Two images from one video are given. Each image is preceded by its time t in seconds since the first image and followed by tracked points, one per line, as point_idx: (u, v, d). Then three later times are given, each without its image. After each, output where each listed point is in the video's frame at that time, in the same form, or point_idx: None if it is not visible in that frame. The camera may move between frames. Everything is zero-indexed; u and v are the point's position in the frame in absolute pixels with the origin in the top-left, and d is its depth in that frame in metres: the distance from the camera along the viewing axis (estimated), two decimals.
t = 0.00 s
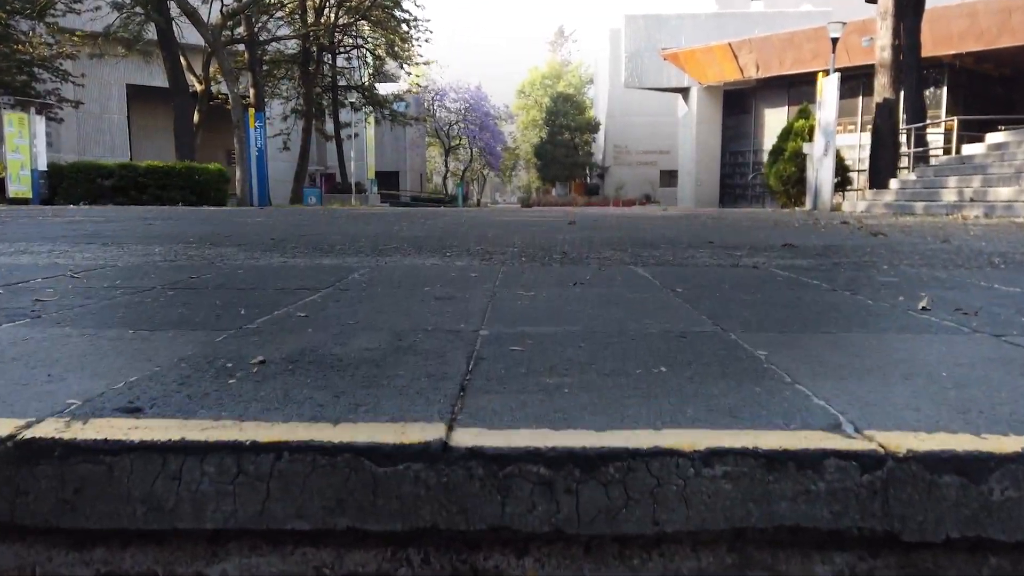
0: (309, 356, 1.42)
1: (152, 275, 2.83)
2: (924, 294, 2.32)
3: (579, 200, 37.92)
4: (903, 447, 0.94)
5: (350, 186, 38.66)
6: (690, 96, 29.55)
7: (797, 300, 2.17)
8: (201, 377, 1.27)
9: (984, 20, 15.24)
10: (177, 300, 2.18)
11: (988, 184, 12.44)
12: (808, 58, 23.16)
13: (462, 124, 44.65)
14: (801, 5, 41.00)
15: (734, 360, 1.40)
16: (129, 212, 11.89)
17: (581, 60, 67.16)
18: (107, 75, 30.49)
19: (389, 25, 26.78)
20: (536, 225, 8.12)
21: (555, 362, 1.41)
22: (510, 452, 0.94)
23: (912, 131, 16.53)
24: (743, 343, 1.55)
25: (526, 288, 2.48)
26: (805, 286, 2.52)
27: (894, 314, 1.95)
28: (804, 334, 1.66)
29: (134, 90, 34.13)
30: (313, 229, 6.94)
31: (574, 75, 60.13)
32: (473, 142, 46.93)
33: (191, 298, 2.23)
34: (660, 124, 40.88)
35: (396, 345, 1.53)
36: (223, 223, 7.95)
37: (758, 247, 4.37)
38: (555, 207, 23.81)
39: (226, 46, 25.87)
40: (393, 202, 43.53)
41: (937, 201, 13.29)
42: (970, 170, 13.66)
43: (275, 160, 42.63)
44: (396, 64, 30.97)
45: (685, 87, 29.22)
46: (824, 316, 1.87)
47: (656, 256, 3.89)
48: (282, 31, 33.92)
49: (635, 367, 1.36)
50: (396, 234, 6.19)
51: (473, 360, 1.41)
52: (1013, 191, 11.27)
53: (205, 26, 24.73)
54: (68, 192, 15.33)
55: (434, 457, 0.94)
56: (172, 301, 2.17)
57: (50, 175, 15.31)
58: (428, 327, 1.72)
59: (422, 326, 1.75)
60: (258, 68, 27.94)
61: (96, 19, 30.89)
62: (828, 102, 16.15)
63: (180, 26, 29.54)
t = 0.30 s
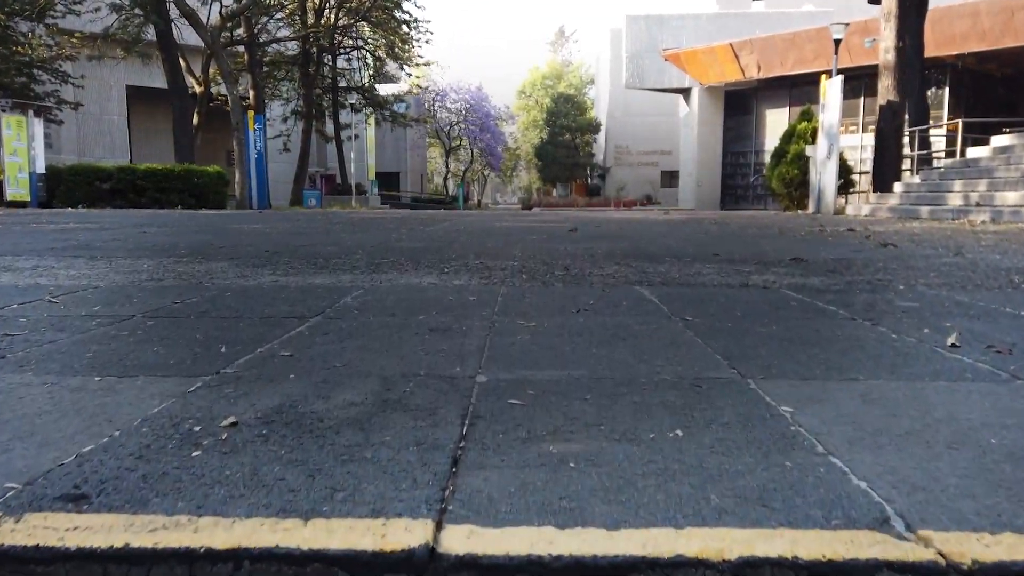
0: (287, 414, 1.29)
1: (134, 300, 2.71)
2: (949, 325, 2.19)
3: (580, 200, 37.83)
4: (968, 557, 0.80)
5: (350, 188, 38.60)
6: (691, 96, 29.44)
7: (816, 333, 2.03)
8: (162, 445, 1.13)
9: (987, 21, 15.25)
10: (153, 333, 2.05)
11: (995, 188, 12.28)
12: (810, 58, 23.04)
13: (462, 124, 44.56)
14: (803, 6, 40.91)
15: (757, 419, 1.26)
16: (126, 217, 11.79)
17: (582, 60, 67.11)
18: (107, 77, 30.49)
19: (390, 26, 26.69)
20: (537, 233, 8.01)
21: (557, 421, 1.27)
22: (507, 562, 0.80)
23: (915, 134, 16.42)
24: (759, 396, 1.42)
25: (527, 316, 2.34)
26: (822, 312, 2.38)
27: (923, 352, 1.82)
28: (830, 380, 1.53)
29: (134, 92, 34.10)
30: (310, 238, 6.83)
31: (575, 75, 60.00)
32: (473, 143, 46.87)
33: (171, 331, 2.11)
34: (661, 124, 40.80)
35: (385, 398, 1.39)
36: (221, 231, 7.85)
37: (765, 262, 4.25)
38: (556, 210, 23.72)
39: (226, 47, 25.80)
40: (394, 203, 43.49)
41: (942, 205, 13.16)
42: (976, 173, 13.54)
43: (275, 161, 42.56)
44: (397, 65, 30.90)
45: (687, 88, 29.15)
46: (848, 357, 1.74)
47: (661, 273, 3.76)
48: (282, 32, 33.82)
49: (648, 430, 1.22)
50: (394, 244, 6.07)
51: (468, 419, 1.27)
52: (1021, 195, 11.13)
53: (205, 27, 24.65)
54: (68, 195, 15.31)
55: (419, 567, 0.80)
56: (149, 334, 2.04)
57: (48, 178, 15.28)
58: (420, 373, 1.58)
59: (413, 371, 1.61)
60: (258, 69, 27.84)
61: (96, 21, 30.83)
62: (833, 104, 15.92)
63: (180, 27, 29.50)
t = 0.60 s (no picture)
0: (252, 517, 1.15)
1: (109, 338, 2.58)
2: (972, 375, 2.05)
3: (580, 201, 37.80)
4: None
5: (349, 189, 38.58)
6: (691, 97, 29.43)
7: (833, 390, 1.89)
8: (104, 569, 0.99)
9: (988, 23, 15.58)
10: (120, 388, 1.91)
11: (998, 195, 12.18)
12: (809, 59, 23.26)
13: (461, 124, 44.54)
14: (802, 6, 40.89)
15: (776, 522, 1.13)
16: (121, 225, 11.73)
17: (581, 60, 67.14)
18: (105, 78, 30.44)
19: (389, 27, 26.64)
20: (536, 244, 7.93)
21: (552, 526, 1.13)
22: None
23: (917, 138, 16.38)
24: (778, 484, 1.29)
25: (523, 362, 2.21)
26: (836, 358, 2.25)
27: (950, 417, 1.67)
28: (855, 461, 1.39)
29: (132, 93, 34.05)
30: (304, 251, 6.75)
31: (574, 75, 59.94)
32: (472, 143, 46.87)
33: (140, 384, 1.96)
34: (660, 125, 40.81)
35: (362, 491, 1.25)
36: (214, 243, 7.78)
37: (769, 284, 4.15)
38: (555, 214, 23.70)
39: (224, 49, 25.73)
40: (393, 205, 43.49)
41: (945, 211, 13.07)
42: (978, 179, 13.44)
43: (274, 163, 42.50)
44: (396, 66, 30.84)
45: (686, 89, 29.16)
46: (872, 425, 1.60)
47: (663, 299, 3.64)
48: (281, 33, 33.77)
49: (654, 539, 1.08)
50: (390, 258, 5.99)
51: (454, 521, 1.14)
52: None
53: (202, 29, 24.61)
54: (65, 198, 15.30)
55: None
56: (117, 389, 1.90)
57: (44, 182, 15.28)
58: (402, 448, 1.44)
59: (397, 445, 1.47)
60: (256, 70, 27.76)
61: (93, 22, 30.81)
62: (833, 108, 15.88)
63: (177, 28, 29.41)
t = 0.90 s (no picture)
0: None
1: (77, 375, 2.42)
2: (1001, 424, 1.90)
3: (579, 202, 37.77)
4: None
5: (348, 191, 38.52)
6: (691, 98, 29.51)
7: (852, 444, 1.73)
8: None
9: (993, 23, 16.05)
10: (77, 443, 1.76)
11: (1003, 200, 12.06)
12: (809, 60, 23.35)
13: (460, 125, 44.53)
14: (802, 6, 40.83)
15: None
16: (115, 232, 11.65)
17: (579, 60, 67.13)
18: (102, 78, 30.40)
19: (388, 28, 26.60)
20: (533, 254, 7.85)
21: None
22: None
23: (919, 141, 16.30)
24: None
25: (514, 407, 2.06)
26: (853, 402, 2.10)
27: (981, 483, 1.52)
28: (885, 549, 1.25)
29: (130, 94, 34.01)
30: (297, 263, 6.65)
31: (573, 76, 60.05)
32: (471, 143, 46.85)
33: (98, 437, 1.80)
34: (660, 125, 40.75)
35: None
36: (206, 253, 7.70)
37: (773, 304, 4.01)
38: (553, 217, 23.62)
39: (221, 49, 25.64)
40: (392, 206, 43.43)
41: (949, 216, 12.96)
42: (982, 184, 13.33)
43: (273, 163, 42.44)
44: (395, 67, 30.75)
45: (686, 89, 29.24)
46: (899, 498, 1.44)
47: (664, 322, 3.51)
48: (280, 34, 33.71)
49: None
50: (385, 271, 5.87)
51: None
52: None
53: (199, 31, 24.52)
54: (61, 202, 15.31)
55: None
56: (71, 447, 1.74)
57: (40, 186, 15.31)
58: (378, 528, 1.31)
59: (370, 525, 1.33)
60: (254, 71, 27.68)
61: (90, 23, 30.76)
62: (834, 111, 15.81)
63: (174, 29, 29.33)
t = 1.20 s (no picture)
0: None
1: (35, 421, 2.26)
2: None
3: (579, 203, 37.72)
4: None
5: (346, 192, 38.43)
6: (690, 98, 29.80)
7: (870, 518, 1.57)
8: None
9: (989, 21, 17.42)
10: (17, 514, 1.61)
11: (1006, 206, 11.93)
12: (808, 60, 23.56)
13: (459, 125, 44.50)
14: (800, 7, 40.83)
15: None
16: (109, 240, 11.58)
17: (578, 60, 67.22)
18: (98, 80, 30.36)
19: (386, 28, 26.52)
20: (531, 264, 7.74)
21: None
22: None
23: (922, 145, 16.20)
24: None
25: (502, 464, 1.91)
26: (868, 458, 1.94)
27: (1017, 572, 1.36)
28: None
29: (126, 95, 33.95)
30: (289, 276, 6.55)
31: (572, 76, 60.05)
32: (470, 144, 46.80)
33: (41, 507, 1.64)
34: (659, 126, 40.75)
35: None
36: (197, 265, 7.60)
37: (776, 328, 3.87)
38: (550, 221, 23.58)
39: (218, 51, 25.55)
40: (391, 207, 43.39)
41: (951, 222, 12.84)
42: (985, 189, 13.21)
43: (271, 165, 42.35)
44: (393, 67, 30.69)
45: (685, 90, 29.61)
46: None
47: (663, 351, 3.36)
48: (277, 35, 33.62)
49: None
50: (377, 287, 5.73)
51: None
52: None
53: (195, 32, 24.46)
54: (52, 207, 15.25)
55: None
56: (10, 518, 1.59)
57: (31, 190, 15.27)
58: None
59: None
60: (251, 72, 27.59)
61: (87, 24, 30.71)
62: (834, 115, 15.69)
63: (170, 30, 29.24)
